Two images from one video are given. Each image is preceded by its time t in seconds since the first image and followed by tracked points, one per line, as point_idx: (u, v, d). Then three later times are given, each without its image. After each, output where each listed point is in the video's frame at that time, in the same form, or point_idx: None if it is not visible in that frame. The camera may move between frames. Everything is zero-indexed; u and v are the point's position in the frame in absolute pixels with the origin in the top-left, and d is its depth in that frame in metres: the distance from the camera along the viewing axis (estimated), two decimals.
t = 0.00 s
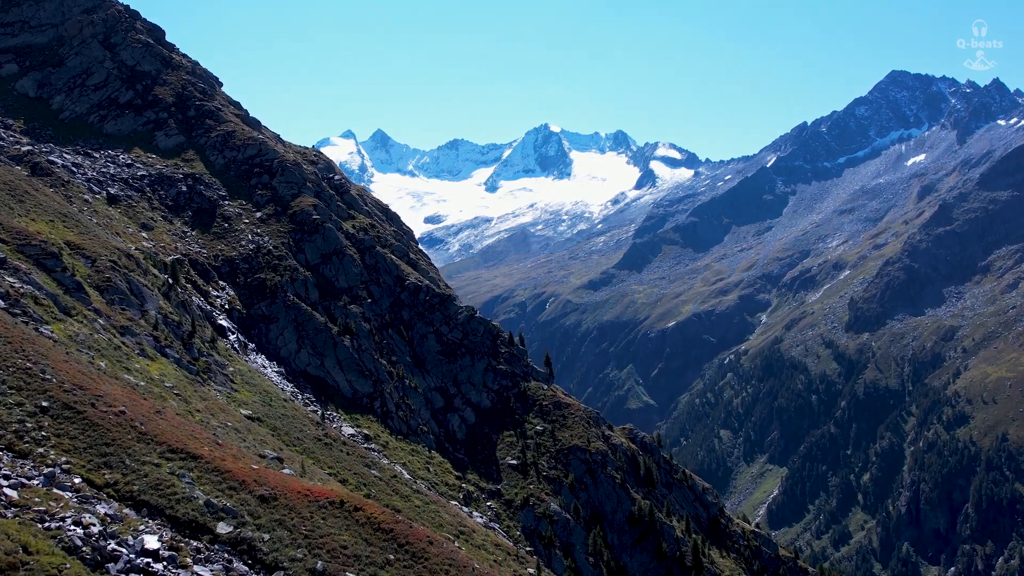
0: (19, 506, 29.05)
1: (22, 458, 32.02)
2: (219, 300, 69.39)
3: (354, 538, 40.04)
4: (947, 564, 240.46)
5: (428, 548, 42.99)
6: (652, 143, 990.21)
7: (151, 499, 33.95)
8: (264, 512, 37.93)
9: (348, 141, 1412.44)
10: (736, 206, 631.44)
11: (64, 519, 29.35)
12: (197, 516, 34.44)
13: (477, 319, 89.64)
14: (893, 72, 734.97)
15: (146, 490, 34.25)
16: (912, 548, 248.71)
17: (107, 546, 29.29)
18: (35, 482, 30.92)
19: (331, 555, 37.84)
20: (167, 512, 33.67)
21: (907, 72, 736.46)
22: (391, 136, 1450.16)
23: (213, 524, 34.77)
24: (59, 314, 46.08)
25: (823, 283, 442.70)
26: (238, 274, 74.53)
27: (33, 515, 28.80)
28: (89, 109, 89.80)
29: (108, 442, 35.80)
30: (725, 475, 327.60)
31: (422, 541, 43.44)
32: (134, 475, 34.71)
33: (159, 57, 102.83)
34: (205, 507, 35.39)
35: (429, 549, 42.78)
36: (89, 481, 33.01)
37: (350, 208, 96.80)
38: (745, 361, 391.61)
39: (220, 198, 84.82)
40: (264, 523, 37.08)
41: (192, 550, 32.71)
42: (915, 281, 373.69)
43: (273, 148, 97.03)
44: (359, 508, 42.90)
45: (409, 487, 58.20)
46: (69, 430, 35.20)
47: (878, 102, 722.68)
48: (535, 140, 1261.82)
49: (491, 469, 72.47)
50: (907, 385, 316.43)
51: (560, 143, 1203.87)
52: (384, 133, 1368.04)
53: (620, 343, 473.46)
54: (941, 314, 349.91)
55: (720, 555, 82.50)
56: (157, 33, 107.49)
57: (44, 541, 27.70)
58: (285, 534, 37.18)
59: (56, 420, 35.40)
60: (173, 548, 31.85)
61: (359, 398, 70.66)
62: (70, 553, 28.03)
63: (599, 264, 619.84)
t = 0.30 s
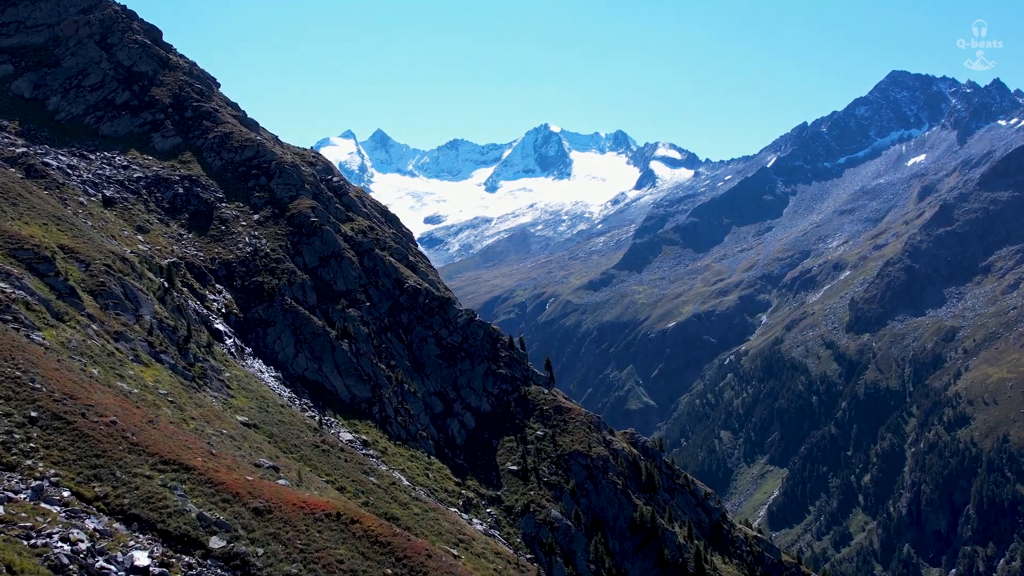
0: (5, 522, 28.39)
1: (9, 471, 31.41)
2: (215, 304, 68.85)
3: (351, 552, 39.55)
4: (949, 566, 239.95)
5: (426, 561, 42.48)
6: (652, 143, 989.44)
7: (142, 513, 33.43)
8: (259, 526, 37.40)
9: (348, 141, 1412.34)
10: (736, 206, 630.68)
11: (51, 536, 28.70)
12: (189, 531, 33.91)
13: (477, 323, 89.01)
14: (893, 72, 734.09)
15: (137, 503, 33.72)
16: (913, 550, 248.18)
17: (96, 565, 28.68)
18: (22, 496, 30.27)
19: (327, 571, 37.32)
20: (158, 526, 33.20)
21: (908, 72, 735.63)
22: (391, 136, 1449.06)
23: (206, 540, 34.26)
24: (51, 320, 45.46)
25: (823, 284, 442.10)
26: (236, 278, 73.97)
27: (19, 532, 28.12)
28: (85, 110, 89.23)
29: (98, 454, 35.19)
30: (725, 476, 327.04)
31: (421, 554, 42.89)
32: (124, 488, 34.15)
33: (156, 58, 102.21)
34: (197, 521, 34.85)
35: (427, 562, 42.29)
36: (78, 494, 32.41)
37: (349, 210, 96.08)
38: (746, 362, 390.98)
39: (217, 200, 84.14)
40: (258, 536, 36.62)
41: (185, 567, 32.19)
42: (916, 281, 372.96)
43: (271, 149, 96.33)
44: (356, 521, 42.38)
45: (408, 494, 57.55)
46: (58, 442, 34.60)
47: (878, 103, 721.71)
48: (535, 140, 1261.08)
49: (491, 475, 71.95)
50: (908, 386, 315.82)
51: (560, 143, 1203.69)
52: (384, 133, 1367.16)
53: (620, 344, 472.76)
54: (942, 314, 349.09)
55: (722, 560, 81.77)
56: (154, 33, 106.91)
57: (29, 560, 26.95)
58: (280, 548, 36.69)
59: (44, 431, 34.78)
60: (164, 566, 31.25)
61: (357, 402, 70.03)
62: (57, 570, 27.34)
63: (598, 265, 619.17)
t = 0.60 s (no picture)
0: None
1: None
2: (212, 308, 68.30)
3: (346, 566, 38.98)
4: (950, 568, 239.50)
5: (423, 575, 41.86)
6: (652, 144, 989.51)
7: (132, 527, 32.95)
8: (253, 540, 36.81)
9: (348, 141, 1411.53)
10: (736, 207, 630.07)
11: (37, 553, 28.19)
12: (180, 546, 33.47)
13: (477, 326, 88.38)
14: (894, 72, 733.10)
15: (127, 517, 33.16)
16: (914, 552, 247.60)
17: None
18: (9, 511, 29.77)
19: None
20: (149, 541, 32.71)
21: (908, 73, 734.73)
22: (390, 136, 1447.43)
23: (198, 554, 33.77)
24: (43, 326, 44.95)
25: (824, 285, 441.61)
26: (232, 281, 73.42)
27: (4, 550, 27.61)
28: (81, 111, 88.69)
29: (88, 466, 34.64)
30: (725, 478, 326.54)
31: (418, 568, 42.29)
32: (114, 501, 33.66)
33: (153, 58, 101.60)
34: (189, 535, 34.34)
35: None
36: (66, 508, 31.91)
37: (348, 212, 95.44)
38: (746, 363, 390.48)
39: (215, 203, 83.62)
40: (252, 551, 36.08)
41: None
42: (917, 282, 372.21)
43: (269, 151, 95.81)
44: (353, 534, 41.83)
45: (407, 502, 56.93)
46: (47, 453, 34.02)
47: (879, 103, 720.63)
48: (535, 140, 1260.63)
49: (491, 482, 71.34)
50: (909, 387, 315.12)
51: (560, 143, 1203.27)
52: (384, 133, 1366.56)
53: (620, 344, 472.26)
54: (943, 315, 348.50)
55: (725, 567, 81.02)
56: (152, 33, 106.27)
57: None
58: (274, 563, 36.16)
59: (34, 442, 34.27)
60: None
61: (355, 408, 69.44)
62: None
63: (599, 265, 618.81)
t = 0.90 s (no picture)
0: None
1: None
2: (209, 312, 67.74)
3: None
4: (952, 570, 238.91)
5: None
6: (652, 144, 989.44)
7: (123, 542, 32.41)
8: (247, 556, 36.23)
9: (349, 141, 1411.35)
10: (736, 207, 629.44)
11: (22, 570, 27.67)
12: (172, 563, 32.87)
13: (477, 330, 87.74)
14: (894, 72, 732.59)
15: (118, 532, 32.68)
16: (916, 553, 246.89)
17: None
18: None
19: None
20: (139, 558, 32.15)
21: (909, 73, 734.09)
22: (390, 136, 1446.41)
23: (190, 573, 33.17)
24: (34, 333, 44.40)
25: (825, 285, 441.10)
26: (230, 285, 72.87)
27: None
28: (77, 113, 88.20)
29: (77, 480, 34.13)
30: (726, 479, 326.02)
31: None
32: (105, 515, 33.17)
33: (150, 59, 100.99)
34: (182, 551, 33.81)
35: None
36: (55, 523, 31.43)
37: (346, 215, 94.86)
38: (747, 364, 390.05)
39: (211, 205, 83.03)
40: (246, 567, 35.50)
41: None
42: (918, 282, 371.28)
43: (266, 153, 95.14)
44: (349, 548, 41.24)
45: (406, 510, 56.35)
46: (35, 466, 33.45)
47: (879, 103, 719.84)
48: (535, 141, 1260.41)
49: (492, 488, 70.84)
50: (910, 388, 314.51)
51: (560, 143, 1202.89)
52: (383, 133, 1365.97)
53: (621, 345, 471.76)
54: (944, 316, 347.93)
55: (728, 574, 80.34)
56: (149, 34, 105.67)
57: None
58: None
59: (21, 454, 33.70)
60: None
61: (354, 413, 68.77)
62: None
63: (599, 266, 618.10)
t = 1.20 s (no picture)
0: None
1: None
2: (205, 316, 67.13)
3: None
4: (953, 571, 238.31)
5: None
6: (652, 144, 989.11)
7: (113, 560, 31.99)
8: (240, 570, 35.59)
9: (349, 141, 1411.21)
10: (737, 207, 628.82)
11: None
12: None
13: (477, 334, 87.12)
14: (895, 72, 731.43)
15: (107, 549, 32.22)
16: (917, 554, 245.96)
17: None
18: None
19: None
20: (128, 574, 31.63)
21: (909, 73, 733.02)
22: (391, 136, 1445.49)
23: None
24: (26, 339, 44.01)
25: (825, 285, 440.54)
26: (227, 288, 72.30)
27: None
28: (73, 114, 87.66)
29: (66, 492, 33.65)
30: (726, 480, 325.53)
31: None
32: (93, 531, 32.72)
33: (147, 60, 100.38)
34: (172, 568, 33.21)
35: None
36: (43, 539, 31.00)
37: (345, 217, 94.23)
38: (747, 364, 389.76)
39: (209, 208, 82.33)
40: None
41: None
42: (919, 283, 370.14)
43: (264, 154, 94.43)
44: (346, 562, 40.47)
45: (405, 518, 55.88)
46: (23, 478, 33.05)
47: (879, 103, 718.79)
48: (536, 141, 1259.78)
49: (492, 494, 70.32)
50: (911, 389, 313.91)
51: (560, 143, 1202.22)
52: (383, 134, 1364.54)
53: (621, 346, 471.36)
54: (945, 317, 347.28)
55: None
56: (146, 35, 105.08)
57: None
58: None
59: (8, 467, 33.24)
60: None
61: (352, 419, 68.16)
62: None
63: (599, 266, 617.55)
